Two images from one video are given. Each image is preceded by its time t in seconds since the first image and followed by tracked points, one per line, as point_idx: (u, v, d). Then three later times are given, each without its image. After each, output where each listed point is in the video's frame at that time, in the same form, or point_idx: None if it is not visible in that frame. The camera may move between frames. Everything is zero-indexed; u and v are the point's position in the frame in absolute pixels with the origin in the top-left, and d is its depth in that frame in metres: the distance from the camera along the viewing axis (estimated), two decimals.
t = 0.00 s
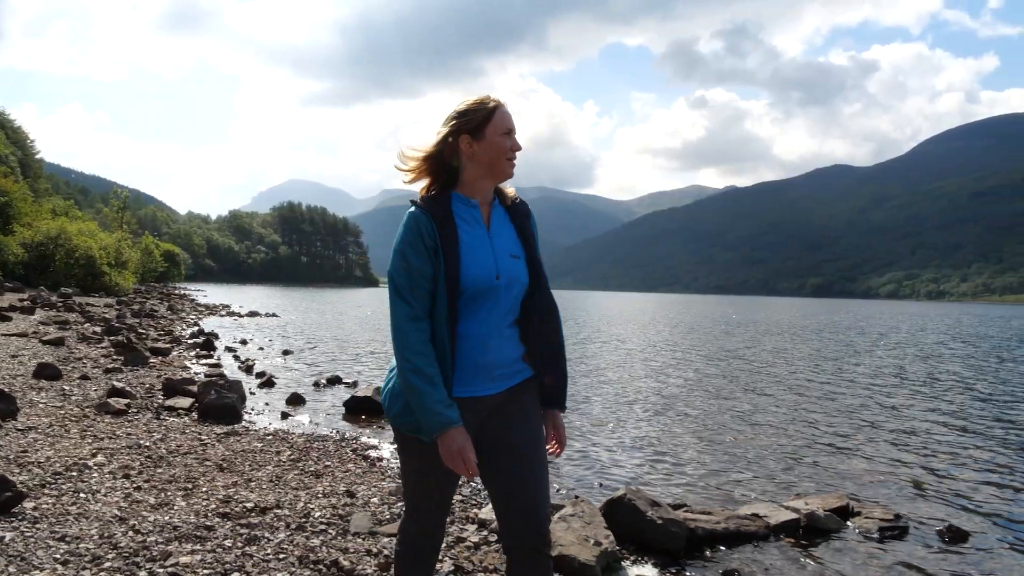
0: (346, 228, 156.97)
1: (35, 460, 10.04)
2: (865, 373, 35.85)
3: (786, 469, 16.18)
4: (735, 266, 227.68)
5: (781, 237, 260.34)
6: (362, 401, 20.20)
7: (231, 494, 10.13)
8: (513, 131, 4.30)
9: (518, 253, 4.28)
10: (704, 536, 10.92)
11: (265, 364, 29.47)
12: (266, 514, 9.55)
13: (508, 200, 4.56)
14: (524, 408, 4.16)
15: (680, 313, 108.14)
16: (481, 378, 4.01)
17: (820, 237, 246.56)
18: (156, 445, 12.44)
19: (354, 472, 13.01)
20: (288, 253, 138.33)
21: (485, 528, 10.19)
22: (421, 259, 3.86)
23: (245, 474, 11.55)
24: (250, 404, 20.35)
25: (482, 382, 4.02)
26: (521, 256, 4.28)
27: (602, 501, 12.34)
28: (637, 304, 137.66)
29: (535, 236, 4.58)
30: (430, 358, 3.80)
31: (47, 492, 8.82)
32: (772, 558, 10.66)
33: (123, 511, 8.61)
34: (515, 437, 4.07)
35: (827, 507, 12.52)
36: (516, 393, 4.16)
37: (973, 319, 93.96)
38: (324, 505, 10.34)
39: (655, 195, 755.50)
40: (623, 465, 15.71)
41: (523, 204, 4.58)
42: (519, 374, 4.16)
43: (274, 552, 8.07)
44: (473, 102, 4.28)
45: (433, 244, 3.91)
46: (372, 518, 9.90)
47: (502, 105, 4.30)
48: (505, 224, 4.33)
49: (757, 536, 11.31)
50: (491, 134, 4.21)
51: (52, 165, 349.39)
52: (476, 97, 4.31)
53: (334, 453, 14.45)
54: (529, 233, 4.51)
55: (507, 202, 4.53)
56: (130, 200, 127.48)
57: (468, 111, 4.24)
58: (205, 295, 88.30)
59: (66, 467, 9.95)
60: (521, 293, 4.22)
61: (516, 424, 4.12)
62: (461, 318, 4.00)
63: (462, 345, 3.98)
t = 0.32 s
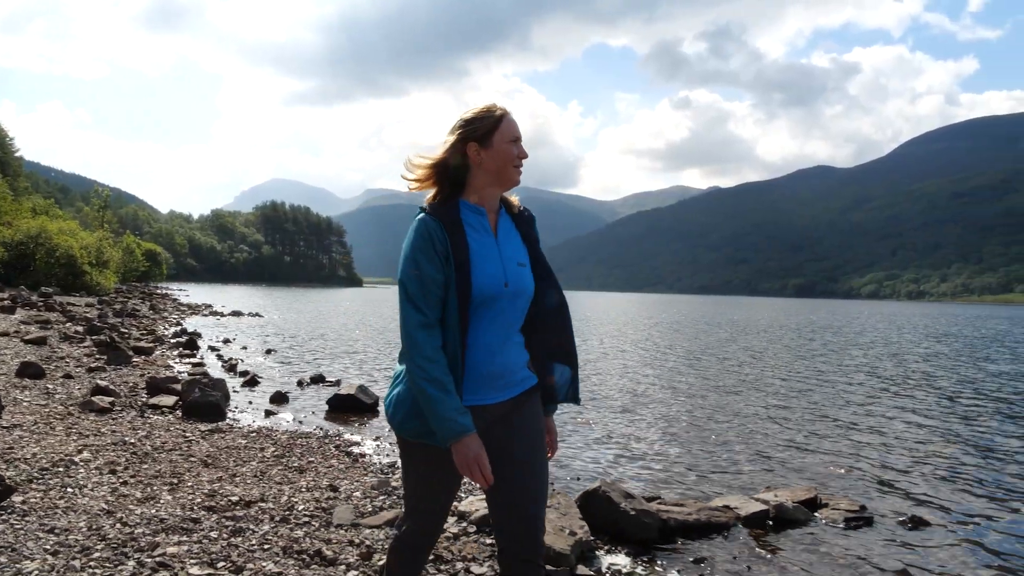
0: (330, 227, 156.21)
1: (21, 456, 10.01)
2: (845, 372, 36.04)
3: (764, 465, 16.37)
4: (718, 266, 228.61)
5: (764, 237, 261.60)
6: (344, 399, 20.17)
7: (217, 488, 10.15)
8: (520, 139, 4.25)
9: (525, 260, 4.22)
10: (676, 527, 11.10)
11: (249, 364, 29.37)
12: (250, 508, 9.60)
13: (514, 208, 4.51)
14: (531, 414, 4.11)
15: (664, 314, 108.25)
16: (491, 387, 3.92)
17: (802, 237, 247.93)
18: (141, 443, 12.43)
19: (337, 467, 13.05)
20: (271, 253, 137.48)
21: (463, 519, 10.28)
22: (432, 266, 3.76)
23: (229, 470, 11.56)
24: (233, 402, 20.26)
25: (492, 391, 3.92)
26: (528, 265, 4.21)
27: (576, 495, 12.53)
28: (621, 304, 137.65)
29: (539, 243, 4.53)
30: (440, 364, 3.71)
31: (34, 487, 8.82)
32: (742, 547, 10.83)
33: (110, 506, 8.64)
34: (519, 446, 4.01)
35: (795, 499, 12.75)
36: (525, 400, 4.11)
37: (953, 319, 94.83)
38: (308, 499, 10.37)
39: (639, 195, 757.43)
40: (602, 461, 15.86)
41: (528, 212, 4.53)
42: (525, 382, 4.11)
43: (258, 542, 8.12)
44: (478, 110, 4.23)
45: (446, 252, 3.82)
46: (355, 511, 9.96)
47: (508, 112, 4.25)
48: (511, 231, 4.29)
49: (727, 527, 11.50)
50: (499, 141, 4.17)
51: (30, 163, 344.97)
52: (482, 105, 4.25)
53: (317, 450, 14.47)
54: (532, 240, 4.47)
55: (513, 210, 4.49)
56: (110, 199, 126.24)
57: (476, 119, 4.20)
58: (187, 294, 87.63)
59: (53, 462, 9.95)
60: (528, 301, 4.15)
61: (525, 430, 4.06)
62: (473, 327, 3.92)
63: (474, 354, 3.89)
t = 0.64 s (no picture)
0: (311, 227, 155.46)
1: (4, 453, 9.97)
2: (825, 370, 36.42)
3: (743, 460, 16.61)
4: (699, 266, 229.81)
5: (745, 237, 263.33)
6: (326, 397, 20.19)
7: (200, 483, 10.17)
8: (529, 136, 4.28)
9: (531, 257, 4.25)
10: (646, 518, 11.33)
11: (230, 363, 29.26)
12: (234, 502, 9.64)
13: (520, 204, 4.54)
14: (530, 405, 4.17)
15: (646, 313, 108.61)
16: (492, 382, 3.94)
17: (782, 237, 249.68)
18: (124, 440, 12.40)
19: (318, 463, 13.09)
20: (251, 252, 136.70)
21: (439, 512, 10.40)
22: (441, 262, 3.75)
23: (212, 466, 11.56)
24: (215, 401, 20.23)
25: (495, 384, 3.93)
26: (534, 261, 4.24)
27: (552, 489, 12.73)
28: (603, 304, 137.96)
29: (544, 237, 4.56)
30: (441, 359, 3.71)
31: (19, 483, 8.81)
32: (708, 537, 11.06)
33: (96, 501, 8.66)
34: (519, 440, 4.05)
35: (763, 492, 12.97)
36: (527, 394, 4.15)
37: (930, 318, 95.98)
38: (289, 493, 10.42)
39: (621, 195, 759.84)
40: (583, 457, 16.05)
41: (535, 208, 4.56)
42: (527, 378, 4.14)
43: (242, 534, 8.16)
44: (491, 107, 4.25)
45: (455, 245, 3.79)
46: (336, 505, 10.02)
47: (518, 110, 4.28)
48: (517, 228, 4.31)
49: (695, 518, 11.72)
50: (509, 137, 4.19)
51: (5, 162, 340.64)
52: (492, 101, 4.28)
53: (298, 447, 14.50)
54: (539, 236, 4.49)
55: (518, 207, 4.52)
56: (89, 198, 124.93)
57: (486, 116, 4.23)
58: (167, 294, 87.01)
59: (37, 459, 9.92)
60: (533, 295, 4.19)
61: (527, 423, 4.11)
62: (481, 321, 3.93)
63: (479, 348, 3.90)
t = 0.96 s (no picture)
0: (291, 226, 154.67)
1: None
2: (803, 369, 36.75)
3: (718, 456, 16.84)
4: (680, 266, 230.83)
5: (725, 238, 264.83)
6: (305, 394, 20.19)
7: (181, 480, 10.17)
8: (527, 132, 4.31)
9: (523, 252, 4.28)
10: (615, 511, 11.55)
11: (209, 363, 29.08)
12: (214, 497, 9.67)
13: (516, 201, 4.57)
14: (517, 402, 4.20)
15: (625, 313, 109.16)
16: (476, 375, 3.97)
17: (763, 237, 251.34)
18: (104, 438, 12.37)
19: (297, 460, 13.12)
20: (230, 252, 135.82)
21: (414, 506, 10.49)
22: (428, 258, 3.79)
23: (192, 463, 11.56)
24: (195, 400, 20.18)
25: (480, 377, 3.96)
26: (527, 255, 4.29)
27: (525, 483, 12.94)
28: (584, 303, 138.12)
29: (540, 234, 4.59)
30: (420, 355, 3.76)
31: None
32: (671, 530, 11.21)
33: (78, 497, 8.68)
34: (507, 436, 4.11)
35: (731, 485, 13.17)
36: (515, 388, 4.19)
37: (908, 318, 96.76)
38: (270, 489, 10.43)
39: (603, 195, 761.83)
40: (562, 453, 16.21)
41: (531, 205, 4.60)
42: (516, 373, 4.19)
43: (221, 527, 8.19)
44: (491, 104, 4.29)
45: (444, 240, 3.86)
46: (314, 500, 10.06)
47: (515, 109, 4.31)
48: (511, 222, 4.36)
49: (664, 510, 11.95)
50: (508, 135, 4.20)
51: None
52: (493, 100, 4.31)
53: (278, 444, 14.51)
54: (535, 233, 4.51)
55: (516, 203, 4.55)
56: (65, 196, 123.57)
57: (486, 112, 4.25)
58: (145, 294, 86.23)
59: (18, 457, 9.89)
60: (524, 290, 4.24)
61: (511, 419, 4.15)
62: (468, 313, 3.96)
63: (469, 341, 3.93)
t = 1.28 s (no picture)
0: (271, 226, 153.60)
1: None
2: (782, 367, 36.99)
3: (695, 453, 17.00)
4: (661, 265, 231.60)
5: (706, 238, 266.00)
6: (283, 394, 20.10)
7: (159, 476, 10.18)
8: (515, 133, 4.34)
9: (511, 253, 4.31)
10: (585, 504, 11.74)
11: (188, 362, 28.88)
12: (192, 492, 9.69)
13: (506, 201, 4.58)
14: (501, 401, 4.19)
15: (608, 311, 109.30)
16: (461, 369, 3.92)
17: (743, 237, 252.76)
18: (83, 436, 12.33)
19: (275, 457, 13.12)
20: (210, 251, 134.67)
21: (390, 500, 10.56)
22: (410, 260, 3.83)
23: (170, 460, 11.55)
24: (173, 399, 20.07)
25: (464, 371, 3.93)
26: (515, 256, 4.30)
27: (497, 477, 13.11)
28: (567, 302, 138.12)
29: (529, 234, 4.59)
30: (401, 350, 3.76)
31: None
32: (638, 522, 11.41)
33: (57, 492, 8.67)
34: (493, 434, 4.10)
35: (699, 479, 13.42)
36: (499, 388, 4.18)
37: (884, 317, 97.75)
38: (247, 484, 10.47)
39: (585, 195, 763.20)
40: (540, 451, 16.30)
41: (520, 205, 4.62)
42: (500, 374, 4.19)
43: (198, 521, 8.23)
44: (478, 105, 4.32)
45: (429, 238, 3.87)
46: (291, 494, 10.10)
47: (504, 109, 4.34)
48: (499, 222, 4.38)
49: (633, 503, 12.16)
50: (497, 136, 4.24)
51: None
52: (482, 100, 4.33)
53: (256, 441, 14.50)
54: (525, 233, 4.54)
55: (505, 203, 4.57)
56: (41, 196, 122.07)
57: (476, 114, 4.28)
58: (123, 294, 85.30)
59: None
60: (510, 290, 4.26)
61: (492, 419, 4.16)
62: (451, 315, 3.95)
63: (450, 338, 3.92)
